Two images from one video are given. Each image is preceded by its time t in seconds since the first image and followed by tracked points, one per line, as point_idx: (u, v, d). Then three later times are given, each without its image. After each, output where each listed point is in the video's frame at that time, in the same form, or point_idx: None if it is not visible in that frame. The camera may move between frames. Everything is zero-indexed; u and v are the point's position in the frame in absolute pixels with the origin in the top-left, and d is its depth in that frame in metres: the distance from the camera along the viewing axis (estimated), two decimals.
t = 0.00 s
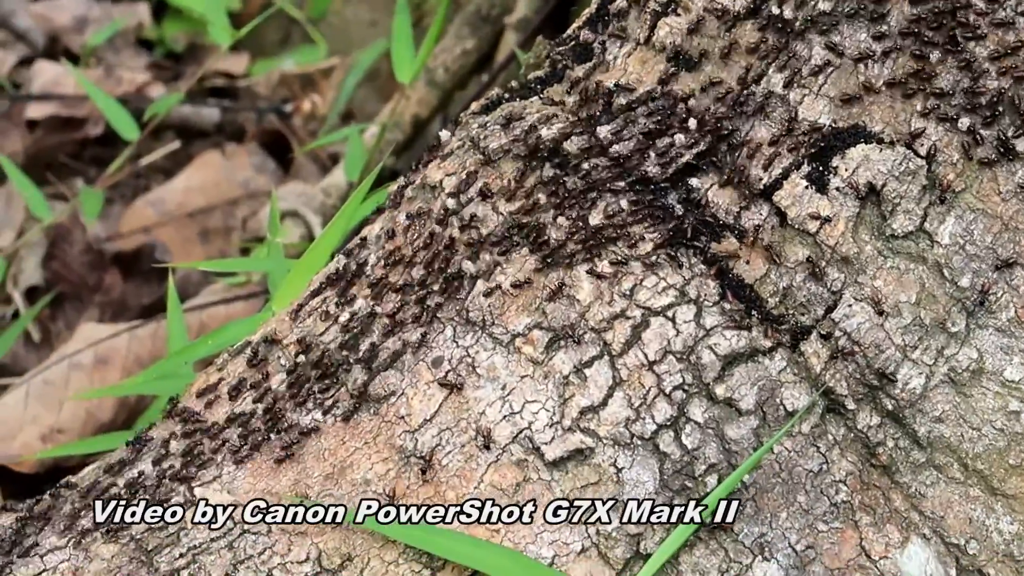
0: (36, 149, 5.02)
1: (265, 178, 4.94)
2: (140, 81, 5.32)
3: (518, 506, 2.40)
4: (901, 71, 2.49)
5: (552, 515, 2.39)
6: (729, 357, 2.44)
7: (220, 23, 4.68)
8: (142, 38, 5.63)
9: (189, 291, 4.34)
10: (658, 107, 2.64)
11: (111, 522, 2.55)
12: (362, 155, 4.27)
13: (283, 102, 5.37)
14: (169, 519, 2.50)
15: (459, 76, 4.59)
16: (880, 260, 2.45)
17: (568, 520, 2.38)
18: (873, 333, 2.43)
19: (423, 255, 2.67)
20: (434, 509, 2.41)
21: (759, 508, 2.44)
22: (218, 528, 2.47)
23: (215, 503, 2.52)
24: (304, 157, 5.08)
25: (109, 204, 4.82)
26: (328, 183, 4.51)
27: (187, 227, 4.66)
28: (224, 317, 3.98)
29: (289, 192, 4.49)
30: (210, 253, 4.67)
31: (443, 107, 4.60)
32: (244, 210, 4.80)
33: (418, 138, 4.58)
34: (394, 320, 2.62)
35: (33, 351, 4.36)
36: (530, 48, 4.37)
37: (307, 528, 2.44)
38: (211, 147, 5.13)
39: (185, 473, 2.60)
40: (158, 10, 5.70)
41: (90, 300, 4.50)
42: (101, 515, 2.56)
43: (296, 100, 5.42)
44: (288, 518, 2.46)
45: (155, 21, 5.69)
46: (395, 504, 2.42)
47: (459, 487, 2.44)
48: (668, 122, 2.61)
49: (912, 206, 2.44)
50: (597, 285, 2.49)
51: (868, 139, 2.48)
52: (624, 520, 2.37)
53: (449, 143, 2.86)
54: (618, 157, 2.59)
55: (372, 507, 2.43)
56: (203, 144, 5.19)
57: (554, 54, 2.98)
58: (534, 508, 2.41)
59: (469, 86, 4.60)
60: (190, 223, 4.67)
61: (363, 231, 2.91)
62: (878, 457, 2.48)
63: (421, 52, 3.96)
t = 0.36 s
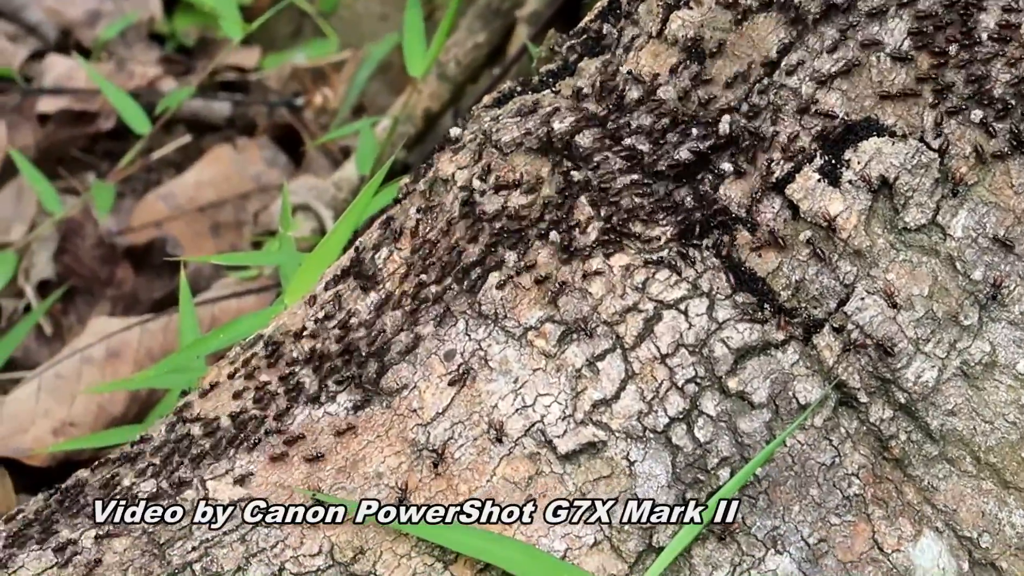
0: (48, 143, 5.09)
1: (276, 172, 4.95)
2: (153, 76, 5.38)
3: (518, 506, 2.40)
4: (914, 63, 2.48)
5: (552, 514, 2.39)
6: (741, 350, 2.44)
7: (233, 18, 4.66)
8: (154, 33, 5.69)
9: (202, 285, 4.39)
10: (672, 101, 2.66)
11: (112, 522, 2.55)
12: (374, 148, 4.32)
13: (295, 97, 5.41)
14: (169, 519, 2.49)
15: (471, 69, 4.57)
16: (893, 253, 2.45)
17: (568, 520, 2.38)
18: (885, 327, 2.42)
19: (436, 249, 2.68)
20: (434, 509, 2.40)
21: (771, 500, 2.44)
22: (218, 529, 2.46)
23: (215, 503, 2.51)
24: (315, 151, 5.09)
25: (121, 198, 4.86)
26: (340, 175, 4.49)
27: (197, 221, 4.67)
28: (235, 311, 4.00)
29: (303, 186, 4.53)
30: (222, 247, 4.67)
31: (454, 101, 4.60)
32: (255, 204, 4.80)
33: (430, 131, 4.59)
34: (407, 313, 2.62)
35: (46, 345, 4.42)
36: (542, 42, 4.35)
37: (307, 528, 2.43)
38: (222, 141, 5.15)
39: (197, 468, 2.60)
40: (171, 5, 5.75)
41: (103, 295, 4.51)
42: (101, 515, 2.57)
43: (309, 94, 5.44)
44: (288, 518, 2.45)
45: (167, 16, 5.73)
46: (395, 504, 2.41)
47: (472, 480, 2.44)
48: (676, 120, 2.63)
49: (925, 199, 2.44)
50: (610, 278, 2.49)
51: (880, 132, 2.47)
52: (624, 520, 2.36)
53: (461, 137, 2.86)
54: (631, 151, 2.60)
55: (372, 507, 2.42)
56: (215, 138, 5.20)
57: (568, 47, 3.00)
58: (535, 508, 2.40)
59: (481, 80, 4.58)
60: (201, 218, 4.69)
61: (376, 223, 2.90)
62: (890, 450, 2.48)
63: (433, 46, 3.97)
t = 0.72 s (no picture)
0: (62, 136, 5.14)
1: (290, 163, 4.97)
2: (167, 68, 5.43)
3: (518, 506, 2.40)
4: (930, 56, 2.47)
5: (552, 514, 2.38)
6: (757, 343, 2.43)
7: (248, 10, 4.66)
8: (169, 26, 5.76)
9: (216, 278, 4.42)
10: (688, 91, 2.64)
11: (112, 522, 2.54)
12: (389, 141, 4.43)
13: (309, 88, 5.45)
14: (169, 519, 2.50)
15: (485, 61, 4.56)
16: (908, 245, 2.44)
17: (566, 520, 2.38)
18: (901, 320, 2.42)
19: (450, 240, 2.68)
20: (434, 509, 2.39)
21: (786, 493, 2.42)
22: (219, 529, 2.47)
23: (215, 503, 2.51)
24: (331, 144, 5.08)
25: (136, 190, 4.93)
26: (354, 168, 4.52)
27: (212, 214, 4.72)
28: (250, 302, 4.05)
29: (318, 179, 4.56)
30: (236, 239, 4.70)
31: (468, 93, 4.59)
32: (270, 196, 4.83)
33: (444, 124, 4.59)
34: (422, 305, 2.61)
35: (60, 337, 4.45)
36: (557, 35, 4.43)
37: (306, 528, 2.44)
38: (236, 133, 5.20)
39: (211, 459, 2.60)
40: None
41: (117, 286, 4.60)
42: (101, 515, 2.56)
43: (324, 87, 5.47)
44: (288, 519, 2.44)
45: (183, 9, 5.81)
46: (394, 504, 2.43)
47: (487, 473, 2.44)
48: (696, 110, 2.60)
49: (941, 192, 2.43)
50: (625, 270, 2.49)
51: (895, 125, 2.47)
52: (624, 520, 2.36)
53: (475, 129, 2.86)
54: (646, 143, 2.58)
55: (372, 507, 2.43)
56: (229, 129, 5.27)
57: (585, 39, 3.00)
58: (535, 508, 2.40)
59: (496, 72, 4.60)
60: (216, 210, 4.73)
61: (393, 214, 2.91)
62: (905, 443, 2.47)
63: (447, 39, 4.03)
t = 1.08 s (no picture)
0: (73, 131, 5.16)
1: (302, 158, 5.00)
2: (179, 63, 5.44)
3: (518, 506, 2.39)
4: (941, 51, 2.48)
5: (552, 514, 2.38)
6: (768, 338, 2.42)
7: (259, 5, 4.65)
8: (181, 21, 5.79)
9: (227, 272, 4.45)
10: (700, 85, 2.66)
11: (112, 522, 2.55)
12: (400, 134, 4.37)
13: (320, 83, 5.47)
14: (169, 519, 2.50)
15: (496, 56, 4.61)
16: (920, 240, 2.44)
17: (566, 520, 2.38)
18: (912, 314, 2.42)
19: (462, 233, 2.69)
20: (434, 509, 2.40)
21: (797, 488, 2.41)
22: (219, 529, 2.47)
23: (215, 503, 2.51)
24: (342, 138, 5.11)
25: (148, 185, 4.96)
26: (365, 163, 4.55)
27: (224, 209, 4.75)
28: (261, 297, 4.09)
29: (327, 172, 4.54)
30: (247, 233, 4.72)
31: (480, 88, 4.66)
32: (281, 190, 4.86)
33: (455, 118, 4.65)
34: (433, 300, 2.62)
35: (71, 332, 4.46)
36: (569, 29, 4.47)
37: (307, 528, 2.44)
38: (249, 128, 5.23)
39: (221, 453, 2.60)
40: None
41: (129, 280, 4.59)
42: (101, 515, 2.56)
43: (336, 82, 5.50)
44: (288, 518, 2.45)
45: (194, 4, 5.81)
46: (394, 504, 2.43)
47: (498, 467, 2.44)
48: (708, 104, 2.63)
49: (952, 187, 2.43)
50: (636, 265, 2.49)
51: (907, 120, 2.46)
52: (624, 520, 2.37)
53: (488, 123, 2.87)
54: (658, 139, 2.60)
55: (373, 507, 2.44)
56: (241, 124, 5.30)
57: (595, 35, 2.97)
58: (535, 507, 2.40)
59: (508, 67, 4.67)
60: (226, 205, 4.76)
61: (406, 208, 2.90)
62: (916, 438, 2.47)
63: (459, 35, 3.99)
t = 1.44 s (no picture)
0: (74, 129, 5.16)
1: (302, 157, 4.98)
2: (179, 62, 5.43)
3: (518, 506, 2.39)
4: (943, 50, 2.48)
5: (551, 514, 2.38)
6: (770, 338, 2.41)
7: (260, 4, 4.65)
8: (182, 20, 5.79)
9: (228, 271, 4.45)
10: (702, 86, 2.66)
11: (112, 522, 2.56)
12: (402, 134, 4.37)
13: (321, 83, 5.47)
14: (168, 519, 2.51)
15: (498, 55, 4.64)
16: (921, 240, 2.44)
17: (565, 520, 2.38)
18: (914, 314, 2.42)
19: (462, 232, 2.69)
20: (434, 509, 2.40)
21: (799, 488, 2.40)
22: (218, 529, 2.47)
23: (214, 503, 2.52)
24: (343, 137, 5.11)
25: (148, 184, 4.95)
26: (366, 163, 4.55)
27: (225, 208, 4.74)
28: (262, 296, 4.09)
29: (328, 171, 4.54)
30: (248, 232, 4.72)
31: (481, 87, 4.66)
32: (282, 189, 4.85)
33: (457, 117, 4.66)
34: (434, 299, 2.62)
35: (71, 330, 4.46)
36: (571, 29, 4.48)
37: (306, 528, 2.44)
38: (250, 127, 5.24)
39: (222, 452, 2.60)
40: None
41: (129, 279, 4.60)
42: (100, 516, 2.57)
43: (336, 81, 5.49)
44: (288, 519, 2.45)
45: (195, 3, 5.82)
46: (394, 504, 2.43)
47: (500, 466, 2.43)
48: (712, 103, 2.62)
49: (954, 187, 2.43)
50: (638, 263, 2.49)
51: (909, 120, 2.47)
52: (624, 520, 2.37)
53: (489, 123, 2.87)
54: (660, 139, 2.60)
55: (372, 507, 2.43)
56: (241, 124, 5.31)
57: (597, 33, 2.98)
58: (535, 507, 2.40)
59: (509, 66, 4.69)
60: (227, 204, 4.75)
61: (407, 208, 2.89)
62: (918, 438, 2.47)
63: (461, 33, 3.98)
